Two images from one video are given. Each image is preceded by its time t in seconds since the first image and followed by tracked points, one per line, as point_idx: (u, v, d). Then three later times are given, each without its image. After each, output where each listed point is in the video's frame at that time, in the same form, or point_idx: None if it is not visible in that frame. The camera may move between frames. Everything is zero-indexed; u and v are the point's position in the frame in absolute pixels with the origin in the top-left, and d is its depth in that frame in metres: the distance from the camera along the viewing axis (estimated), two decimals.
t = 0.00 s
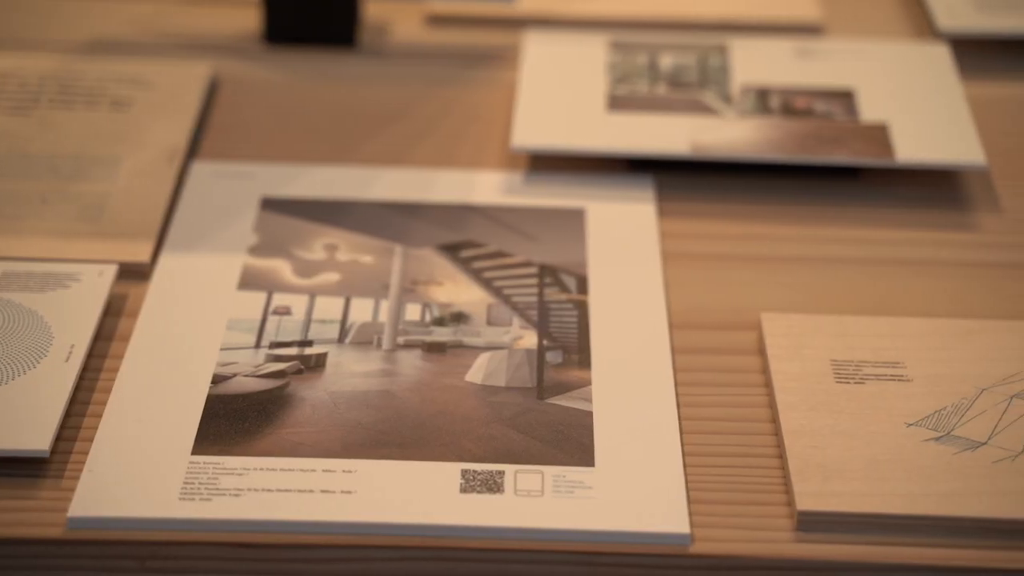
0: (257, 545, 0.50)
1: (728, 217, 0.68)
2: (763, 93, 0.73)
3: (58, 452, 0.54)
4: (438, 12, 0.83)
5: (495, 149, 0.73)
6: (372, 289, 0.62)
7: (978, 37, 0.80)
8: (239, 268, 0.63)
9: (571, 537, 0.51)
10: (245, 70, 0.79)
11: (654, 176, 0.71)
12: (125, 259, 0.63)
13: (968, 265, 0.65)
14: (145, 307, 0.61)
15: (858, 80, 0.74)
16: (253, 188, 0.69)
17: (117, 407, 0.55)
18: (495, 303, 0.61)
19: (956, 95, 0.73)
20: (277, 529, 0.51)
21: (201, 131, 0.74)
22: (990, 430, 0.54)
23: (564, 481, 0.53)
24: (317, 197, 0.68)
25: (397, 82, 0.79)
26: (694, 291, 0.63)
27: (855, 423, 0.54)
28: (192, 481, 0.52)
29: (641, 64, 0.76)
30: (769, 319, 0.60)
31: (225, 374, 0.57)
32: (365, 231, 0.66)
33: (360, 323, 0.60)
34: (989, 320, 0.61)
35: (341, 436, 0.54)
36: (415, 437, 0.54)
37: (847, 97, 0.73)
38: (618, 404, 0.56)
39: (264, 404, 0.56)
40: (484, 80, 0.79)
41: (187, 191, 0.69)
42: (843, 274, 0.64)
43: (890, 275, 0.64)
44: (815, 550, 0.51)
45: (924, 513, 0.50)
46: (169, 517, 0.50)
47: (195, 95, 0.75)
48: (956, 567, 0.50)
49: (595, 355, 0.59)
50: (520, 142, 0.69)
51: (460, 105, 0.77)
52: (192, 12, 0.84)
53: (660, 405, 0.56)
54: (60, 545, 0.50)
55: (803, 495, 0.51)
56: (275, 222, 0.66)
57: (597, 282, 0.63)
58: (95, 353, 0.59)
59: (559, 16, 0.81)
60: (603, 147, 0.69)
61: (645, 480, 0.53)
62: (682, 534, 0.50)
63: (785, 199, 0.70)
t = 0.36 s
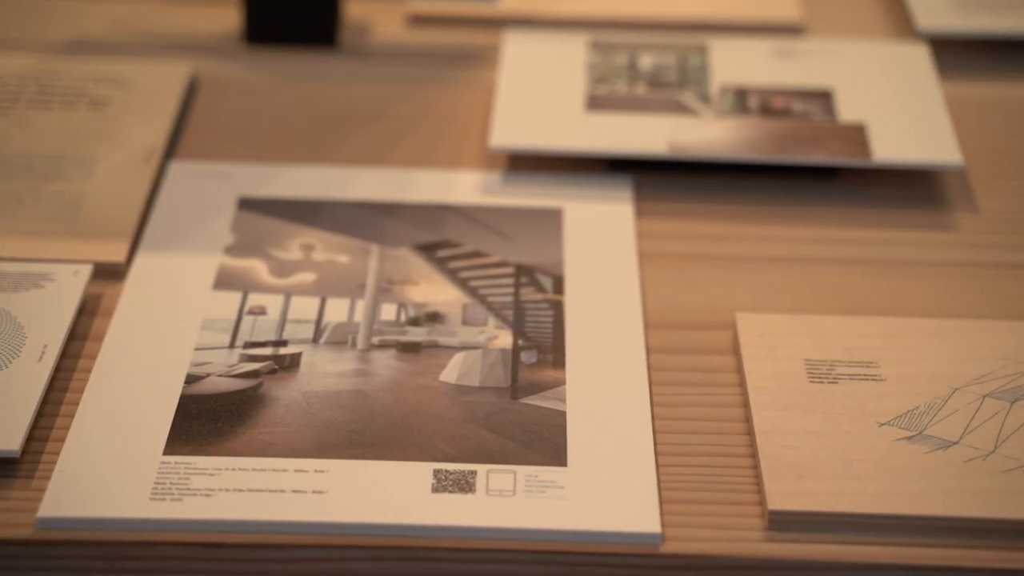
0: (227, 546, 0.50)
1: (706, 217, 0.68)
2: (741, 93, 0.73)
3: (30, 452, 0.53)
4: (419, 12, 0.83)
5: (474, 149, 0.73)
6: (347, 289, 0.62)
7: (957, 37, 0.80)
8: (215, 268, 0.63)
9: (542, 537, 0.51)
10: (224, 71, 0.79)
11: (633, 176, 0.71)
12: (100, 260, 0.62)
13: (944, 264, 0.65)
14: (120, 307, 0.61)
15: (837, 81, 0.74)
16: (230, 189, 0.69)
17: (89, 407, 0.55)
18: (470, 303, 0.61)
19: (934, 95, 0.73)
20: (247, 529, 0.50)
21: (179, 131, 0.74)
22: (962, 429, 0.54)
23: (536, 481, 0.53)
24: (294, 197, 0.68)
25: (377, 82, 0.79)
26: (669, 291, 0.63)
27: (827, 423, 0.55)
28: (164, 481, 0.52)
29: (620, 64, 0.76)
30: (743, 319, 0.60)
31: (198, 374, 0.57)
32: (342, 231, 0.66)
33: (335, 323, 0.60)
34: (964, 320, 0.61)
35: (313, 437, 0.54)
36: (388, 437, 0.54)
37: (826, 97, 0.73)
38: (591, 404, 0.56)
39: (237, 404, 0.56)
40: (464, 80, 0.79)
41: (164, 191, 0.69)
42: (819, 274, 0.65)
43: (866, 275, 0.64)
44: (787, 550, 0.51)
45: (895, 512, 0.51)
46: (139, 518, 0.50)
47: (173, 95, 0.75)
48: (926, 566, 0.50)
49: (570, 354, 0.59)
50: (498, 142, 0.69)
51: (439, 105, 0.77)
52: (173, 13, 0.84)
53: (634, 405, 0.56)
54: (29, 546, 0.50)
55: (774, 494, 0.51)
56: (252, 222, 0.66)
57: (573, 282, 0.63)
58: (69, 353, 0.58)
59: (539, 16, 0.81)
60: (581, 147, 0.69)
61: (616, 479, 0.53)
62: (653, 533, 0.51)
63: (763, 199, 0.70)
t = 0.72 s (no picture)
0: (198, 546, 0.50)
1: (684, 217, 0.68)
2: (720, 93, 0.73)
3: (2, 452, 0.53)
4: (400, 12, 0.83)
5: (453, 149, 0.73)
6: (324, 289, 0.62)
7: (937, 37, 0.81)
8: (191, 268, 0.63)
9: (513, 537, 0.51)
10: (204, 71, 0.79)
11: (611, 176, 0.71)
12: (75, 259, 0.62)
13: (921, 264, 0.65)
14: (95, 308, 0.60)
15: (816, 81, 0.74)
16: (208, 188, 0.69)
17: (62, 407, 0.55)
18: (446, 303, 0.61)
19: (913, 95, 0.73)
20: (218, 529, 0.50)
21: (158, 131, 0.74)
22: (934, 428, 0.54)
23: (508, 481, 0.53)
24: (272, 197, 0.68)
25: (358, 82, 0.79)
26: (646, 291, 0.63)
27: (800, 422, 0.55)
28: (135, 482, 0.52)
29: (600, 64, 0.76)
30: (719, 319, 0.61)
31: (172, 374, 0.57)
32: (319, 231, 0.66)
33: (311, 323, 0.60)
34: (939, 319, 0.61)
35: (286, 437, 0.54)
36: (361, 437, 0.54)
37: (805, 97, 0.73)
38: (565, 404, 0.56)
39: (210, 404, 0.55)
40: (445, 80, 0.79)
41: (141, 191, 0.68)
42: (795, 274, 0.65)
43: (842, 275, 0.65)
44: (758, 549, 0.51)
45: (866, 512, 0.51)
46: (110, 518, 0.50)
47: (152, 95, 0.75)
48: (898, 565, 0.50)
49: (545, 354, 0.59)
50: (476, 142, 0.69)
51: (419, 105, 0.77)
52: (154, 12, 0.84)
53: (607, 405, 0.56)
54: None
55: (746, 494, 0.51)
56: (229, 222, 0.66)
57: (549, 281, 0.63)
58: (43, 353, 0.58)
59: (520, 16, 0.81)
60: (560, 147, 0.69)
61: (589, 479, 0.53)
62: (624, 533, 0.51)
63: (741, 200, 0.70)
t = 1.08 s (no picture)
0: (166, 546, 0.50)
1: (659, 217, 0.68)
2: (697, 93, 0.74)
3: None
4: (379, 12, 0.83)
5: (430, 149, 0.73)
6: (297, 288, 0.62)
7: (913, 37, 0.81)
8: (164, 268, 0.63)
9: (481, 536, 0.51)
10: (182, 71, 0.79)
11: (587, 175, 0.71)
12: (47, 259, 0.62)
13: (895, 264, 0.65)
14: (67, 308, 0.60)
15: (792, 81, 0.74)
16: (182, 188, 0.69)
17: (32, 407, 0.55)
18: (419, 303, 0.61)
19: (888, 96, 0.73)
20: (185, 529, 0.50)
21: (135, 131, 0.74)
22: (904, 428, 0.54)
23: (477, 481, 0.53)
24: (247, 197, 0.68)
25: (336, 82, 0.79)
26: (619, 291, 0.64)
27: (770, 422, 0.55)
28: (103, 481, 0.52)
29: (578, 64, 0.76)
30: (691, 319, 0.61)
31: (143, 374, 0.57)
32: (294, 231, 0.66)
33: (283, 323, 0.60)
34: (911, 319, 0.61)
35: (256, 437, 0.54)
36: (331, 437, 0.54)
37: (781, 97, 0.73)
38: (536, 404, 0.56)
39: (180, 404, 0.55)
40: (423, 80, 0.79)
41: (116, 191, 0.68)
42: (769, 273, 0.65)
43: (816, 274, 0.65)
44: (725, 549, 0.51)
45: (833, 511, 0.51)
46: (77, 518, 0.50)
47: (129, 96, 0.75)
48: (865, 564, 0.50)
49: (517, 354, 0.59)
50: (452, 142, 0.69)
51: (397, 105, 0.77)
52: (133, 12, 0.84)
53: (578, 405, 0.56)
54: None
55: (714, 493, 0.51)
56: (203, 222, 0.66)
57: (522, 281, 0.63)
58: (14, 353, 0.58)
59: (498, 16, 0.81)
60: (535, 147, 0.69)
61: (557, 479, 0.53)
62: (592, 533, 0.51)
63: (716, 200, 0.70)
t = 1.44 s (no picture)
0: (132, 546, 0.50)
1: (634, 218, 0.69)
2: (673, 93, 0.74)
3: None
4: (357, 11, 0.83)
5: (406, 149, 0.73)
6: (269, 288, 0.62)
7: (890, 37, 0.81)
8: (136, 268, 0.63)
9: (448, 536, 0.51)
10: (159, 71, 0.79)
11: (563, 175, 0.71)
12: (19, 260, 0.62)
13: (867, 264, 0.66)
14: (38, 308, 0.60)
15: (768, 81, 0.75)
16: (156, 189, 0.69)
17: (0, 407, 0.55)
18: (391, 303, 0.61)
19: (864, 96, 0.73)
20: (151, 529, 0.50)
21: (110, 131, 0.74)
22: (872, 427, 0.55)
23: (445, 480, 0.53)
24: (221, 197, 0.68)
25: (313, 82, 0.79)
26: (592, 291, 0.64)
27: (739, 422, 0.55)
28: (70, 482, 0.52)
29: (555, 64, 0.76)
30: (663, 319, 0.61)
31: (112, 374, 0.57)
32: (267, 231, 0.66)
33: (254, 323, 0.60)
34: (882, 319, 0.61)
35: (224, 437, 0.54)
36: (300, 437, 0.54)
37: (757, 97, 0.73)
38: (506, 404, 0.56)
39: (149, 404, 0.55)
40: (400, 80, 0.79)
41: (89, 191, 0.68)
42: (742, 274, 0.65)
43: (789, 274, 0.65)
44: (692, 548, 0.51)
45: (799, 510, 0.51)
46: (43, 518, 0.50)
47: (105, 95, 0.75)
48: (831, 563, 0.50)
49: (488, 354, 0.59)
50: (427, 142, 0.69)
51: (374, 105, 0.77)
52: (112, 11, 0.84)
53: (548, 404, 0.56)
54: None
55: (681, 493, 0.52)
56: (176, 222, 0.66)
57: (495, 281, 0.63)
58: None
59: (476, 16, 0.81)
60: (510, 147, 0.69)
61: (525, 478, 0.53)
62: (558, 532, 0.51)
63: (691, 200, 0.70)
